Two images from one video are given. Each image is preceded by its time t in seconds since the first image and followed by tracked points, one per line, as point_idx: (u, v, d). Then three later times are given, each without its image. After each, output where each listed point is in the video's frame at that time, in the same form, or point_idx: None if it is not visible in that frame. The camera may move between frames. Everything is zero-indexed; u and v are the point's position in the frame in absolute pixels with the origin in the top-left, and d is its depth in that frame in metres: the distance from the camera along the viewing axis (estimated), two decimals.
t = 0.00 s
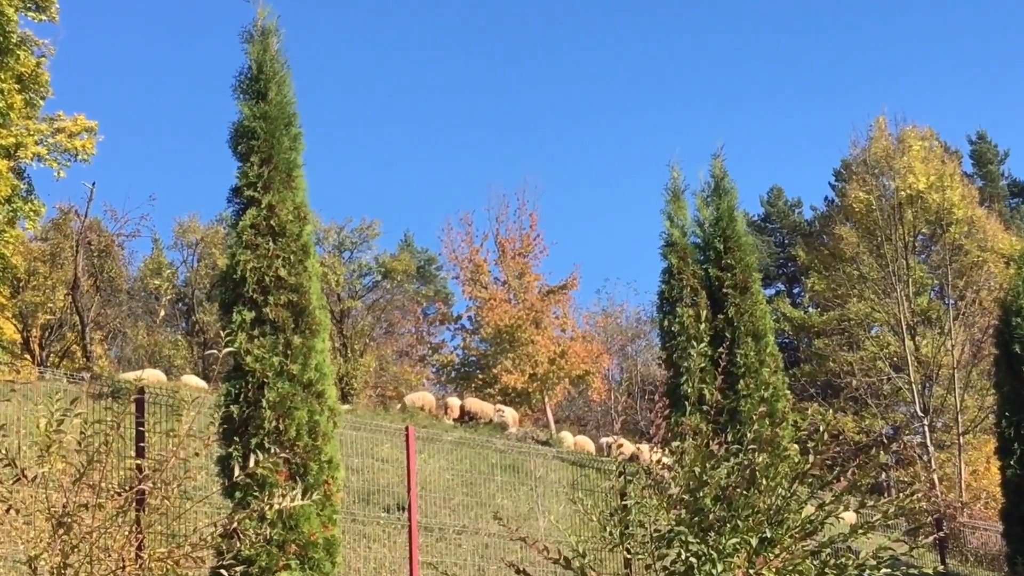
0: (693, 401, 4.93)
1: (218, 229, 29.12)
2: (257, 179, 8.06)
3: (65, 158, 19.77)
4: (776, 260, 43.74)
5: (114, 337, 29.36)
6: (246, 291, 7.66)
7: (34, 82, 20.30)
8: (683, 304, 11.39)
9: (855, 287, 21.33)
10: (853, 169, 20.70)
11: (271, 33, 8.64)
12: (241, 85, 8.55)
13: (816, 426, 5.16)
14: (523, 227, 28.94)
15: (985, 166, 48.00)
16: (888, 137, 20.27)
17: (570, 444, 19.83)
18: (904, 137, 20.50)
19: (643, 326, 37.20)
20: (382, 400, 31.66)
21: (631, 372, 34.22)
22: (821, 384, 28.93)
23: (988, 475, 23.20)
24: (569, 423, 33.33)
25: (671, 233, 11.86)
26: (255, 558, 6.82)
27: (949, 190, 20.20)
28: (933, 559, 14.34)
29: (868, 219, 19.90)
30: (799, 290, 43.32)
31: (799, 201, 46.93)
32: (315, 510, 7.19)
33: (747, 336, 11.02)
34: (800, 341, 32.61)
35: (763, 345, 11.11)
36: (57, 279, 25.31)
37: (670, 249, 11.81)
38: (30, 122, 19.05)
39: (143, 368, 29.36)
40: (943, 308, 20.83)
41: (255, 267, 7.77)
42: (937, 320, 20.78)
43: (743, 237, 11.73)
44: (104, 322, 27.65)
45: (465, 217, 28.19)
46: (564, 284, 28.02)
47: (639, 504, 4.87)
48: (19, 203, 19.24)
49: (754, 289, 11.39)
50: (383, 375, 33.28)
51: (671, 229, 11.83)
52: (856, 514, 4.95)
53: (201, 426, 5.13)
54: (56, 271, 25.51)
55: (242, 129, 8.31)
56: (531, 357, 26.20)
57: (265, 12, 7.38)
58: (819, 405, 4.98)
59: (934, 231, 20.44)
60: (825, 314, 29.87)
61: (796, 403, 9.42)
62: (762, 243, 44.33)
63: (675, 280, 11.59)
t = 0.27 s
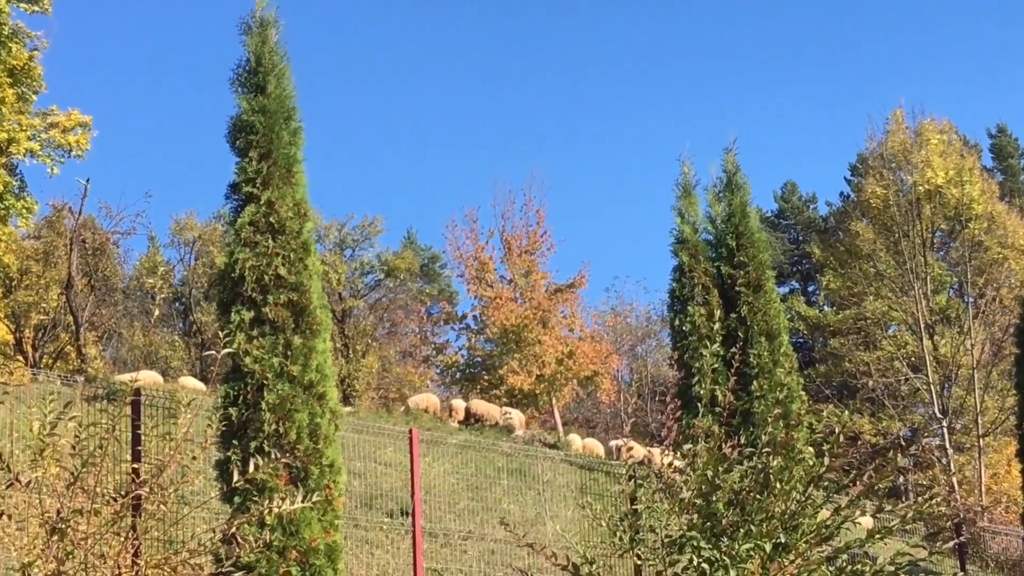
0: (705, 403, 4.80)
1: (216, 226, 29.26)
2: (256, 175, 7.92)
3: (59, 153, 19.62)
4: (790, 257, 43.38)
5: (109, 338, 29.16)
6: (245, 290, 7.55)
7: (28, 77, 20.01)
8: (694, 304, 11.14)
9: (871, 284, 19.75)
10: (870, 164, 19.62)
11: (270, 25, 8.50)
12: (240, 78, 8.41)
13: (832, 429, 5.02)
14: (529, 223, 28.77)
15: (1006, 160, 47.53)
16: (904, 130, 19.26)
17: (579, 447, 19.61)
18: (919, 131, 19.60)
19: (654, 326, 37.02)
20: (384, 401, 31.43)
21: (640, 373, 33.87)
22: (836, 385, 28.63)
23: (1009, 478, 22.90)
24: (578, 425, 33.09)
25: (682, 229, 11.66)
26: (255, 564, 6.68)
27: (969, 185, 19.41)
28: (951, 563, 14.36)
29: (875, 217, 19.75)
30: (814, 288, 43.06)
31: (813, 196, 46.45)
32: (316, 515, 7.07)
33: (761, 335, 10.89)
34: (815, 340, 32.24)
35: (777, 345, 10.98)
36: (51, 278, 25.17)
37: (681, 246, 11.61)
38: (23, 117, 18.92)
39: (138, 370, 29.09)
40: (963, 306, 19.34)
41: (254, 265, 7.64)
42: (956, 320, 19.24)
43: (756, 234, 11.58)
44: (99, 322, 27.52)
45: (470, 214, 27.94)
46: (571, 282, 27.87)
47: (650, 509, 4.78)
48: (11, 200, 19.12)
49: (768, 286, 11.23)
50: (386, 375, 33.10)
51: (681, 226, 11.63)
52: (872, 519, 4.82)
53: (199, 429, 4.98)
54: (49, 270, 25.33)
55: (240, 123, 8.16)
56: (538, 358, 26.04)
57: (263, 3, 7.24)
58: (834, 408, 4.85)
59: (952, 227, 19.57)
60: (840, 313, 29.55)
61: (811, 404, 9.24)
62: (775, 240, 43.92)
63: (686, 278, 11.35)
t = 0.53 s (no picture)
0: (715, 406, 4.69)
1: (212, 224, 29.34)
2: (254, 171, 7.81)
3: (50, 150, 19.36)
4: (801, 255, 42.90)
5: (103, 339, 28.69)
6: (243, 290, 7.42)
7: (18, 71, 19.53)
8: (704, 303, 11.02)
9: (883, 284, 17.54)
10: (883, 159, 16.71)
11: (267, 18, 8.37)
12: (237, 73, 8.29)
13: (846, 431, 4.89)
14: (533, 221, 28.65)
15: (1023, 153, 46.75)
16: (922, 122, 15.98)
17: (585, 451, 19.37)
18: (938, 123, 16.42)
19: (661, 326, 36.90)
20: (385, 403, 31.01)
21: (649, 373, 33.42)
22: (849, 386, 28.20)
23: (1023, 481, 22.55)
24: (584, 427, 32.83)
25: (691, 227, 11.47)
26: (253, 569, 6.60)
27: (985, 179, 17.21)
28: (967, 569, 14.25)
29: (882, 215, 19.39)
30: (826, 286, 42.60)
31: (826, 192, 45.68)
32: (316, 521, 6.96)
33: (772, 335, 10.77)
34: (828, 340, 31.87)
35: (789, 345, 10.88)
36: (42, 277, 25.06)
37: (690, 243, 11.45)
38: (13, 113, 18.88)
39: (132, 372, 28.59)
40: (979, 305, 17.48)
41: (253, 264, 7.53)
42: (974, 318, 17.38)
43: (767, 231, 11.46)
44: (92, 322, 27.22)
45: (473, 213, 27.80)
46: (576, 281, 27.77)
47: (658, 514, 4.63)
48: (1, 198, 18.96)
49: (779, 285, 11.09)
50: (388, 377, 32.84)
51: (690, 223, 11.44)
52: (887, 524, 4.69)
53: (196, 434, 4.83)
54: (41, 269, 25.11)
55: (237, 118, 8.04)
56: (543, 359, 25.88)
57: None
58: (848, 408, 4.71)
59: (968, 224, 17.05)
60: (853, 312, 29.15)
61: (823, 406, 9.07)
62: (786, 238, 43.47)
63: (696, 276, 11.20)
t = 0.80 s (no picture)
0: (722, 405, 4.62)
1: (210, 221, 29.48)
2: (252, 166, 7.73)
3: (45, 144, 19.27)
4: (810, 251, 41.87)
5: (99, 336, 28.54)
6: (241, 287, 7.33)
7: (12, 64, 19.35)
8: (710, 300, 10.89)
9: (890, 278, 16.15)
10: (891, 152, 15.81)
11: (266, 11, 8.29)
12: (235, 65, 8.21)
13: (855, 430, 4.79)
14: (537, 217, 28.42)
15: None
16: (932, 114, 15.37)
17: (590, 450, 19.23)
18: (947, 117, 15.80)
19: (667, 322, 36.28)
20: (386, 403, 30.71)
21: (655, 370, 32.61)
22: (860, 385, 27.79)
23: None
24: (589, 426, 32.55)
25: (698, 222, 11.35)
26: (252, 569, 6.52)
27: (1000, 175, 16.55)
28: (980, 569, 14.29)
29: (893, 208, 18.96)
30: (836, 284, 41.57)
31: (835, 186, 45.06)
32: (316, 522, 6.88)
33: (780, 333, 10.65)
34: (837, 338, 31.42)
35: (797, 342, 10.70)
36: (37, 274, 25.09)
37: (696, 239, 11.31)
38: (7, 107, 18.85)
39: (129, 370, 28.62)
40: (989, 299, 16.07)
41: (251, 260, 7.44)
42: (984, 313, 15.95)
43: (775, 227, 11.30)
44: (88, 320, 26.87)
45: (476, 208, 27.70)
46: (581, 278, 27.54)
47: (664, 515, 4.58)
48: None
49: (786, 281, 10.96)
50: (388, 375, 32.59)
51: (697, 219, 11.32)
52: (897, 526, 4.60)
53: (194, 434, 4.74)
54: (35, 265, 25.27)
55: (235, 112, 7.96)
56: (547, 356, 25.69)
57: None
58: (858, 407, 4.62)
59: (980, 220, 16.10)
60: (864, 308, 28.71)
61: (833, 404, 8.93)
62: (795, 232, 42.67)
63: (702, 273, 11.06)
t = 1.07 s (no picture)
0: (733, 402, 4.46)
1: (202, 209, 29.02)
2: (245, 154, 7.57)
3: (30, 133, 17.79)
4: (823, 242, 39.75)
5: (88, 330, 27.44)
6: (234, 280, 7.19)
7: None
8: (721, 293, 10.56)
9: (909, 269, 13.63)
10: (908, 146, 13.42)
11: None
12: (228, 49, 8.05)
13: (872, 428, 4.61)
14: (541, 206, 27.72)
15: None
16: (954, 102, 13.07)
17: (596, 449, 19.06)
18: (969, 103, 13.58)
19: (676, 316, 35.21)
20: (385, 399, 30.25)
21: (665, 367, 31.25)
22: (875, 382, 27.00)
23: None
24: (595, 424, 31.89)
25: (708, 213, 10.98)
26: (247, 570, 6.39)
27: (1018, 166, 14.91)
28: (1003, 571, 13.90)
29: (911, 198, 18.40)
30: (850, 276, 39.42)
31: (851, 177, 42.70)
32: (311, 523, 6.73)
33: (793, 328, 10.46)
34: (852, 333, 30.31)
35: (811, 337, 10.55)
36: (24, 265, 23.82)
37: (706, 230, 10.95)
38: None
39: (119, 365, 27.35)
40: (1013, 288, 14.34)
41: (244, 252, 7.30)
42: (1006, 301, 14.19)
43: (788, 218, 11.05)
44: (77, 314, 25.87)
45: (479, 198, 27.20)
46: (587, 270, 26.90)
47: (673, 516, 4.41)
48: None
49: (800, 274, 10.78)
50: (387, 371, 32.09)
51: (708, 209, 10.96)
52: (915, 528, 4.43)
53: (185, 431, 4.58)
54: (22, 256, 24.02)
55: (227, 98, 7.81)
56: (552, 352, 25.16)
57: None
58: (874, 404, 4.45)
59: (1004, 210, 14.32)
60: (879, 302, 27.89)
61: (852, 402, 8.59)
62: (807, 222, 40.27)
63: (712, 265, 10.74)
